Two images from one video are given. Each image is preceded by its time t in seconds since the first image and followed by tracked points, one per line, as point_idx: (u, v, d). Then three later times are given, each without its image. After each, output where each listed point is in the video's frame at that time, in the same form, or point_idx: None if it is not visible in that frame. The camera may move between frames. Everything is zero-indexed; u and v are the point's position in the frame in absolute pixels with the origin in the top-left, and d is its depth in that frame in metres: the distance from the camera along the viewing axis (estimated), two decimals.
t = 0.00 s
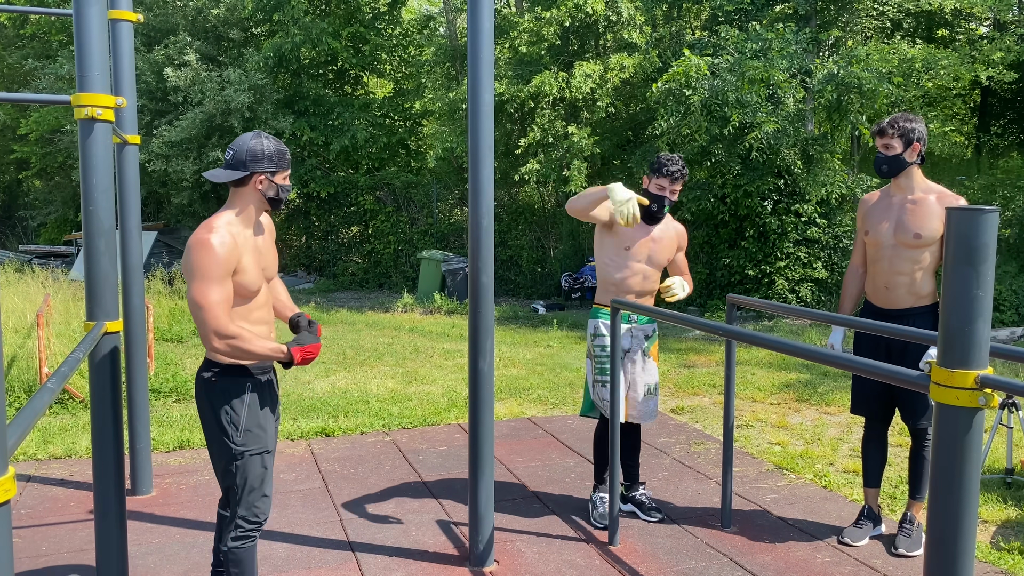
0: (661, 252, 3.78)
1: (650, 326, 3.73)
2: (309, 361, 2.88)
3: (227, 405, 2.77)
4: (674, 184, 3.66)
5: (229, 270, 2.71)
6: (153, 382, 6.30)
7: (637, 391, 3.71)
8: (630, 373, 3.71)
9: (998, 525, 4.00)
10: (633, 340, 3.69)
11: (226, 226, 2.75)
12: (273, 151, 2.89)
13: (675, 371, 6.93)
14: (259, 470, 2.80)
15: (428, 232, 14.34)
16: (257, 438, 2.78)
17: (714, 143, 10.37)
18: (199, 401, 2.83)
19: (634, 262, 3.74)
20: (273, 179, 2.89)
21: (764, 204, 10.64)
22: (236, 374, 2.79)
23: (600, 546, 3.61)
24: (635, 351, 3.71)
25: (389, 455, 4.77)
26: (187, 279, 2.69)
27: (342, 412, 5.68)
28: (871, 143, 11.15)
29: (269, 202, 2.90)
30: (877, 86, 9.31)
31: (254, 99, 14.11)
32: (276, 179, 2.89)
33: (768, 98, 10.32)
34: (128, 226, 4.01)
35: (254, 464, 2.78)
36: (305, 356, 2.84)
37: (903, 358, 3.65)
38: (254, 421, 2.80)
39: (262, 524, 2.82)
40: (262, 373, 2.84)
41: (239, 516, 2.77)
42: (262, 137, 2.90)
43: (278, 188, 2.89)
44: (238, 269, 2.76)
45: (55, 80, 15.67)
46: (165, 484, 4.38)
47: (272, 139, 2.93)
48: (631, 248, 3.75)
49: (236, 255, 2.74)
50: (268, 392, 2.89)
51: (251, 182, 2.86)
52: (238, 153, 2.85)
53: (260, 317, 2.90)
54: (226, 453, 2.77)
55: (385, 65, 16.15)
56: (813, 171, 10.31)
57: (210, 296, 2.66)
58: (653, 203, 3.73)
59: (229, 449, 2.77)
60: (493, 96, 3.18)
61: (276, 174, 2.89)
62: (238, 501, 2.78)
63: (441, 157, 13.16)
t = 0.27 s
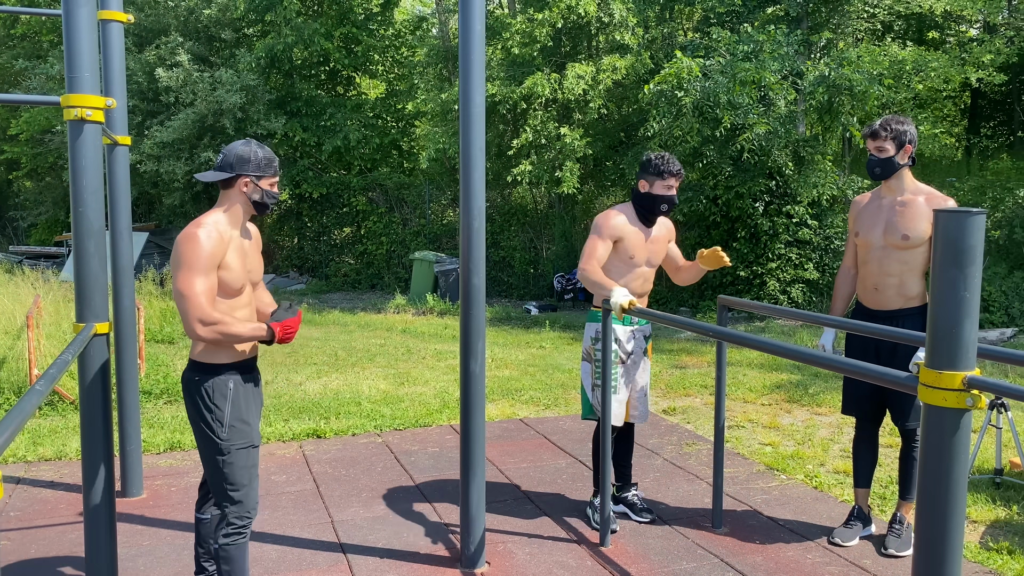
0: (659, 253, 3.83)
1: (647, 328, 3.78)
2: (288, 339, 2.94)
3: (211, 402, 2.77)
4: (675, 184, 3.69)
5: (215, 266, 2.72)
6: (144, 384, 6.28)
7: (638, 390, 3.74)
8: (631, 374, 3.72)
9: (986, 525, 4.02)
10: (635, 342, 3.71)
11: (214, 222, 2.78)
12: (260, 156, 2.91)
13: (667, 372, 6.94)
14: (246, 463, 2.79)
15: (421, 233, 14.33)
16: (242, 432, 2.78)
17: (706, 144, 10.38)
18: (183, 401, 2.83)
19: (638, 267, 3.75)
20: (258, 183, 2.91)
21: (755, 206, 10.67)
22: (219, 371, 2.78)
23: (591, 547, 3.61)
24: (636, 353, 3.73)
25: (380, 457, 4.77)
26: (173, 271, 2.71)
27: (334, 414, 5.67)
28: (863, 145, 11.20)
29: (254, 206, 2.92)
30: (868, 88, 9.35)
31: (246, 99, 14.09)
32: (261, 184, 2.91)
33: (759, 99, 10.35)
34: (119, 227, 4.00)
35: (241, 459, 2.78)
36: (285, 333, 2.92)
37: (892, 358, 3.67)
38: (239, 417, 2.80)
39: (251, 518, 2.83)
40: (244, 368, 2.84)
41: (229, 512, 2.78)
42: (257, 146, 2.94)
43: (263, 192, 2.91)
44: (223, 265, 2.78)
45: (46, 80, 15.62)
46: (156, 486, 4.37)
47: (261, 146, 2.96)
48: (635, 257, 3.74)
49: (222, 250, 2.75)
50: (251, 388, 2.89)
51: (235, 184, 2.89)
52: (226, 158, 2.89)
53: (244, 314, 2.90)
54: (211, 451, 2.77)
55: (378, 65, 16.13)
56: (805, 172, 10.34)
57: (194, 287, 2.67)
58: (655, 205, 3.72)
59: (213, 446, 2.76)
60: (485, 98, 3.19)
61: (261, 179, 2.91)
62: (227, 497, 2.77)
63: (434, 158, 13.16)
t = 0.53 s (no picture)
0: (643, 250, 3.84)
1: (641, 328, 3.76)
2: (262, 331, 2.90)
3: (196, 395, 2.77)
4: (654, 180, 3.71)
5: (202, 255, 2.75)
6: (131, 385, 6.25)
7: (631, 390, 3.74)
8: (625, 374, 3.72)
9: (971, 523, 4.05)
10: (628, 342, 3.70)
11: (202, 214, 2.80)
12: (249, 155, 2.94)
13: (656, 372, 6.96)
14: (229, 457, 2.80)
15: (410, 233, 14.30)
16: (227, 427, 2.79)
17: (695, 144, 10.41)
18: (167, 395, 2.83)
19: (625, 266, 3.76)
20: (245, 181, 2.93)
21: (744, 206, 10.70)
22: (205, 364, 2.79)
23: (579, 546, 3.62)
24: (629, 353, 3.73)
25: (368, 457, 4.76)
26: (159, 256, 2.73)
27: (322, 414, 5.66)
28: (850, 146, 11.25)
29: (240, 204, 2.93)
30: (855, 89, 9.41)
31: (234, 99, 14.05)
32: (248, 183, 2.93)
33: (747, 100, 10.39)
34: (105, 227, 3.97)
35: (225, 452, 2.79)
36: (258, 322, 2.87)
37: (879, 357, 3.69)
38: (224, 411, 2.81)
39: (234, 513, 2.82)
40: (228, 364, 2.85)
41: (212, 506, 2.77)
42: (244, 146, 2.97)
43: (250, 191, 2.93)
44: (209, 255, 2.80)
45: (33, 79, 15.52)
46: (142, 487, 4.35)
47: (251, 146, 2.99)
48: (620, 256, 3.75)
49: (210, 243, 2.79)
50: (236, 383, 2.90)
51: (222, 181, 2.91)
52: (219, 156, 2.92)
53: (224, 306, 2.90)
54: (196, 444, 2.76)
55: (367, 65, 16.09)
56: (792, 173, 10.39)
57: (177, 272, 2.68)
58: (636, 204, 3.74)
59: (198, 438, 2.76)
60: (472, 99, 3.19)
61: (249, 178, 2.93)
62: (210, 490, 2.77)
63: (423, 158, 13.16)
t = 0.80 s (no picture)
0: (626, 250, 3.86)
1: (625, 327, 3.76)
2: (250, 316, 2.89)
3: (184, 394, 2.76)
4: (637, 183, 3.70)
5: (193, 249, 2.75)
6: (114, 385, 6.21)
7: (616, 388, 3.75)
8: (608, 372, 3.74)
9: (952, 520, 4.08)
10: (611, 341, 3.71)
11: (189, 212, 2.80)
12: (229, 155, 2.94)
13: (642, 371, 6.98)
14: (216, 456, 2.79)
15: (396, 233, 14.27)
16: (214, 425, 2.78)
17: (680, 144, 10.45)
18: (154, 394, 2.81)
19: (607, 267, 3.79)
20: (225, 181, 2.92)
21: (728, 206, 10.74)
22: (192, 363, 2.78)
23: (564, 545, 3.63)
24: (613, 352, 3.73)
25: (354, 457, 4.75)
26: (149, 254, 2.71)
27: (307, 414, 5.64)
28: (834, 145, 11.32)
29: (219, 204, 2.92)
30: (839, 89, 9.48)
31: (219, 98, 13.99)
32: (228, 182, 2.92)
33: (732, 100, 10.44)
34: (87, 226, 3.95)
35: (212, 451, 2.78)
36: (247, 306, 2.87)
37: (862, 356, 3.71)
38: (211, 410, 2.79)
39: (220, 512, 2.81)
40: (214, 364, 2.85)
41: (197, 505, 2.76)
42: (224, 146, 2.96)
43: (230, 190, 2.93)
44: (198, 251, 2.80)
45: (15, 78, 15.39)
46: (126, 488, 4.33)
47: (231, 146, 2.98)
48: (602, 257, 3.77)
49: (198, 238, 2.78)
50: (223, 381, 2.89)
51: (202, 180, 2.89)
52: (197, 156, 2.90)
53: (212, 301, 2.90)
54: (182, 444, 2.75)
55: (353, 64, 16.03)
56: (777, 172, 10.44)
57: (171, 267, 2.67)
58: (618, 206, 3.74)
59: (185, 436, 2.75)
60: (456, 98, 3.19)
61: (228, 177, 2.92)
62: (198, 489, 2.76)
63: (409, 157, 13.15)
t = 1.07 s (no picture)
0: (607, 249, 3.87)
1: (606, 326, 3.79)
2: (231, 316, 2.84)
3: (169, 395, 2.74)
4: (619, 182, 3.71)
5: (169, 246, 2.72)
6: (95, 385, 6.16)
7: (597, 387, 3.77)
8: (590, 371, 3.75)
9: (932, 514, 4.12)
10: (592, 340, 3.72)
11: (170, 209, 2.79)
12: (213, 151, 2.92)
13: (626, 368, 7.00)
14: (201, 457, 2.78)
15: (380, 232, 14.23)
16: (200, 426, 2.77)
17: (664, 143, 10.48)
18: (139, 394, 2.79)
19: (589, 266, 3.80)
20: (208, 177, 2.90)
21: (712, 204, 10.78)
22: (177, 363, 2.77)
23: (547, 542, 3.64)
24: (594, 351, 3.74)
25: (337, 456, 4.74)
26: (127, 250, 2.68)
27: (290, 414, 5.62)
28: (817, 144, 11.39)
29: (205, 200, 2.90)
30: (820, 87, 9.55)
31: (201, 96, 13.91)
32: (211, 179, 2.90)
33: (715, 99, 10.48)
34: (66, 225, 3.91)
35: (197, 452, 2.76)
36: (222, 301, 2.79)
37: (844, 353, 3.74)
38: (196, 410, 2.78)
39: (203, 513, 2.79)
40: (199, 364, 2.83)
41: (180, 505, 2.75)
42: (210, 142, 2.94)
43: (213, 187, 2.90)
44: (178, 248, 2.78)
45: None
46: (106, 488, 4.30)
47: (217, 143, 2.96)
48: (583, 256, 3.78)
49: (177, 236, 2.76)
50: (208, 382, 2.87)
51: (185, 178, 2.88)
52: (182, 152, 2.89)
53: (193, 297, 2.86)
54: (167, 444, 2.74)
55: (336, 62, 15.95)
56: (759, 171, 10.50)
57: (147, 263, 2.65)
58: (600, 205, 3.74)
59: (170, 437, 2.73)
60: (438, 96, 3.19)
61: (211, 173, 2.90)
62: (181, 491, 2.75)
63: (393, 155, 13.13)
